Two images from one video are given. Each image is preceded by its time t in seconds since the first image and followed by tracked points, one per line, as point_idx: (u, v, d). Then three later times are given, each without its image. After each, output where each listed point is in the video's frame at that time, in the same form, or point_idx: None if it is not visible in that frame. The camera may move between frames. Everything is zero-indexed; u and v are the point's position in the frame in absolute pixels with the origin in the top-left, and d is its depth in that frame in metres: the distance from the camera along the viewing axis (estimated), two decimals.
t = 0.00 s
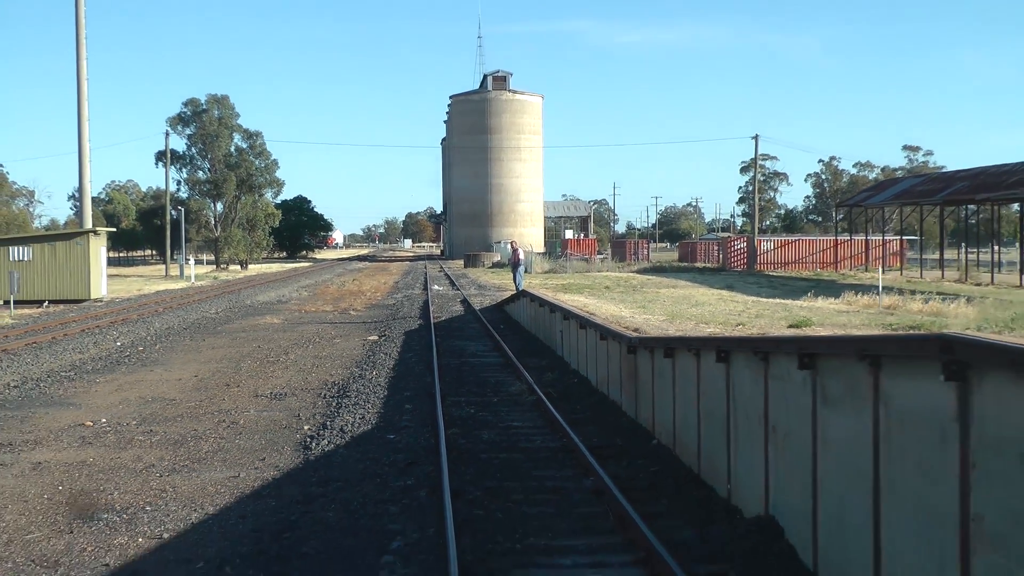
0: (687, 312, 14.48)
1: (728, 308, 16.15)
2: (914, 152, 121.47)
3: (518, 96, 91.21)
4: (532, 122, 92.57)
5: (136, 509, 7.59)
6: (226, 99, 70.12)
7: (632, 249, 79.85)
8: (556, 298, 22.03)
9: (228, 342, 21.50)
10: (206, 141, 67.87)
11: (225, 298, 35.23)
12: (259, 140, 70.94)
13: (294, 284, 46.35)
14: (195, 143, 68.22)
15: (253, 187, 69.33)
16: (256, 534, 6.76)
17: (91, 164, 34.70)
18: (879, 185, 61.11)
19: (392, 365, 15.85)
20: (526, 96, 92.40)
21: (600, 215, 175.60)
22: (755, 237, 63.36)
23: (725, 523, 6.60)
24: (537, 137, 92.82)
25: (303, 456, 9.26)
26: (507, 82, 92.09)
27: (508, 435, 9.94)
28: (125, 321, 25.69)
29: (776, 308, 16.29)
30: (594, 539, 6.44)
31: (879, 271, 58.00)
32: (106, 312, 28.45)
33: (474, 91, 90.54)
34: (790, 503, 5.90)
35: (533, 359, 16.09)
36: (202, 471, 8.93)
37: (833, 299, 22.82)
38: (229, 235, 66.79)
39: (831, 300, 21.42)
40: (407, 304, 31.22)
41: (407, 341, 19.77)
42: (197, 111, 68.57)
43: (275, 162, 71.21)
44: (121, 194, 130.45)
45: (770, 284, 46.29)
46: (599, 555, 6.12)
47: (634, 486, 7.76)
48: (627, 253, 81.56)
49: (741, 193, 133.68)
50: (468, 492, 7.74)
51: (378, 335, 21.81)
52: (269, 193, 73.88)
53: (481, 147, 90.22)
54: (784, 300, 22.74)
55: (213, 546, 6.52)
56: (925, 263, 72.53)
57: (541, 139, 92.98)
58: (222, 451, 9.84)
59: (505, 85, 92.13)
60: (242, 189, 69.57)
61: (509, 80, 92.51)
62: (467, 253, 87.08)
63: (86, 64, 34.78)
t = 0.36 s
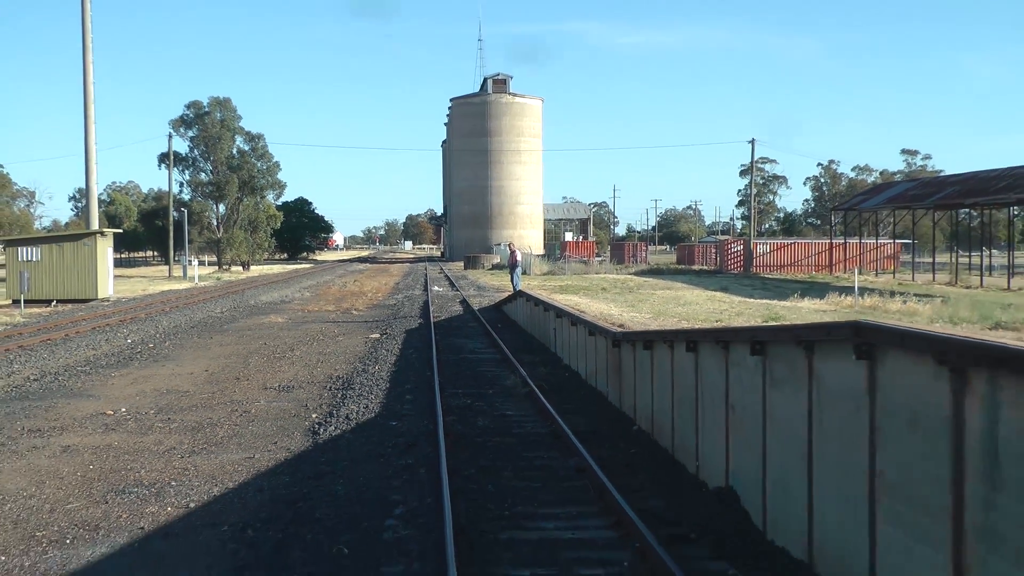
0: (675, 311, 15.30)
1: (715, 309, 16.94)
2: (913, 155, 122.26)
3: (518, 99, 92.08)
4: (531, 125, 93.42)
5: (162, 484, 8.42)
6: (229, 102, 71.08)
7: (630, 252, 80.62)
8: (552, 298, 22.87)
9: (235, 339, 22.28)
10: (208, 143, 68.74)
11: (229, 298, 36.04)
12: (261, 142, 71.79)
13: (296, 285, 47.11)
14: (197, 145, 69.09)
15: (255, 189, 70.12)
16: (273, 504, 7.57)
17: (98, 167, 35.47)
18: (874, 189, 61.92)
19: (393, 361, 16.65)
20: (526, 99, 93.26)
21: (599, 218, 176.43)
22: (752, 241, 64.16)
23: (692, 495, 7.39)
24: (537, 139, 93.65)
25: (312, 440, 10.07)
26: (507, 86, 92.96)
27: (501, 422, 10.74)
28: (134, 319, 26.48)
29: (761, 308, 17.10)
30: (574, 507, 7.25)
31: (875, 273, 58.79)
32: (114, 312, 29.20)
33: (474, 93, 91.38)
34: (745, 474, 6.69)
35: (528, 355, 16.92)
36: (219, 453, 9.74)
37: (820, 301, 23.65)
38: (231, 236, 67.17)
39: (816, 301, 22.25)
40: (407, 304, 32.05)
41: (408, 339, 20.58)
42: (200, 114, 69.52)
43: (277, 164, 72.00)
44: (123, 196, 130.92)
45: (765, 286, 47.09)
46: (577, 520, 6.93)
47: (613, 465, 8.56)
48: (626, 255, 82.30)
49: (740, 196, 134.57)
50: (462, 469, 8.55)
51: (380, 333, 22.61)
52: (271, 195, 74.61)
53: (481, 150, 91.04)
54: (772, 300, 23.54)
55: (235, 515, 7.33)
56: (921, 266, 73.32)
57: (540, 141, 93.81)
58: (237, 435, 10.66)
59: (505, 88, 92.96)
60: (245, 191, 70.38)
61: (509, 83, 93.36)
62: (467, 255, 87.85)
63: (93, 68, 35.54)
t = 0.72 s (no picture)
0: (661, 306, 16.15)
1: (701, 304, 17.77)
2: (909, 153, 123.12)
3: (515, 99, 92.83)
4: (529, 124, 94.18)
5: (184, 462, 9.25)
6: (229, 104, 71.92)
7: (627, 250, 81.49)
8: (547, 295, 23.69)
9: (241, 336, 23.07)
10: (209, 144, 69.54)
11: (232, 297, 36.81)
12: (261, 144, 72.54)
13: (296, 284, 47.82)
14: (198, 147, 69.88)
15: (255, 189, 70.89)
16: (286, 478, 8.39)
17: (102, 170, 36.22)
18: (867, 187, 62.76)
19: (393, 354, 17.48)
20: (523, 99, 94.02)
21: (598, 216, 177.24)
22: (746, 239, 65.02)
23: (665, 468, 8.20)
24: (534, 139, 94.40)
25: (319, 425, 10.88)
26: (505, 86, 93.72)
27: (494, 407, 11.56)
28: (141, 318, 27.25)
29: (745, 303, 17.93)
30: (558, 478, 8.07)
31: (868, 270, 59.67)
32: (121, 311, 29.97)
33: (472, 94, 92.12)
34: (709, 446, 7.49)
35: (522, 348, 17.74)
36: (234, 436, 10.56)
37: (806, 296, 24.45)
38: (232, 236, 67.48)
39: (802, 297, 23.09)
40: (406, 302, 32.84)
41: (407, 334, 21.39)
42: (201, 116, 70.36)
43: (277, 165, 72.76)
44: (122, 197, 131.43)
45: (758, 283, 47.88)
46: (560, 489, 7.75)
47: (596, 443, 9.37)
48: (623, 254, 83.14)
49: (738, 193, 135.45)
50: (457, 448, 9.36)
51: (380, 329, 23.43)
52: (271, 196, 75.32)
53: (478, 150, 91.80)
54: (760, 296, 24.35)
55: (253, 487, 8.15)
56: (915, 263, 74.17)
57: (537, 141, 94.56)
58: (249, 420, 11.48)
59: (503, 88, 93.71)
60: (245, 192, 71.14)
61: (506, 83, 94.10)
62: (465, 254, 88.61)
63: (97, 73, 36.29)
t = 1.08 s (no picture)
0: (648, 301, 17.00)
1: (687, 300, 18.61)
2: (904, 152, 124.13)
3: (513, 98, 93.58)
4: (526, 123, 94.94)
5: (201, 441, 10.07)
6: (229, 103, 72.73)
7: (623, 248, 82.32)
8: (540, 291, 24.54)
9: (245, 329, 23.88)
10: (209, 142, 70.30)
11: (234, 293, 37.59)
12: (261, 142, 73.29)
13: (296, 281, 48.58)
14: (199, 144, 70.64)
15: (255, 187, 71.65)
16: (297, 454, 9.25)
17: (108, 168, 36.94)
18: (859, 186, 63.63)
19: (392, 346, 18.32)
20: (520, 98, 94.77)
21: (595, 214, 178.13)
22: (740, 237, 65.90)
23: (640, 444, 9.06)
24: (531, 138, 95.18)
25: (324, 409, 11.72)
26: (502, 85, 94.47)
27: (487, 394, 12.41)
28: (147, 312, 28.05)
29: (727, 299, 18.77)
30: (542, 454, 8.93)
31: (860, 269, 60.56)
32: (126, 306, 30.73)
33: (470, 93, 92.85)
34: (676, 424, 8.38)
35: (515, 341, 18.59)
36: (246, 418, 11.39)
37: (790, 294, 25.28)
38: (232, 233, 68.04)
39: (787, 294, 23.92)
40: (405, 298, 33.65)
41: (405, 328, 22.21)
42: (201, 114, 71.13)
43: (276, 163, 73.52)
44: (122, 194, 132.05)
45: (751, 281, 48.72)
46: (544, 462, 8.61)
47: (579, 424, 10.23)
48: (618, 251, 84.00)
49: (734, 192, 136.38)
50: (452, 428, 10.22)
51: (379, 324, 24.24)
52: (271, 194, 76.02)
53: (476, 148, 92.57)
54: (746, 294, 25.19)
55: (267, 461, 9.00)
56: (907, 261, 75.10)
57: (534, 140, 95.33)
58: (258, 405, 12.31)
59: (500, 87, 94.45)
60: (245, 189, 71.87)
61: (503, 82, 94.83)
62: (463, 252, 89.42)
63: (102, 73, 37.01)
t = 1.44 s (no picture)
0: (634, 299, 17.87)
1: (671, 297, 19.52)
2: (899, 153, 125.31)
3: (509, 99, 94.45)
4: (522, 124, 95.84)
5: (216, 425, 10.94)
6: (229, 104, 73.56)
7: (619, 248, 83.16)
8: (533, 290, 25.44)
9: (249, 326, 24.75)
10: (209, 143, 71.13)
11: (236, 292, 38.38)
12: (260, 143, 74.07)
13: (296, 280, 49.39)
14: (199, 145, 71.46)
15: (254, 187, 72.48)
16: (305, 435, 10.13)
17: (112, 169, 37.72)
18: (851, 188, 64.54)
19: (389, 342, 19.21)
20: (517, 99, 95.66)
21: (592, 215, 179.23)
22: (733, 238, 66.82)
23: (618, 426, 9.95)
24: (528, 139, 96.05)
25: (328, 396, 12.61)
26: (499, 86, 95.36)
27: (480, 384, 13.30)
28: (153, 310, 28.87)
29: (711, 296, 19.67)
30: (528, 435, 9.82)
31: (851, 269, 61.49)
32: (131, 303, 31.52)
33: (467, 94, 93.69)
34: (651, 406, 9.26)
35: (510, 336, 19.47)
36: (256, 405, 12.28)
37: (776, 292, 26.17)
38: (231, 233, 68.72)
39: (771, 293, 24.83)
40: (402, 297, 34.49)
41: (403, 325, 23.09)
42: (201, 115, 71.98)
43: (276, 164, 74.28)
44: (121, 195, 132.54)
45: (743, 280, 49.62)
46: (530, 441, 9.51)
47: (564, 409, 11.13)
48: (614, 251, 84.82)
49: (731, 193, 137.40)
50: (446, 414, 11.10)
51: (377, 321, 25.11)
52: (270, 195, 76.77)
53: (473, 149, 93.42)
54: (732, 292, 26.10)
55: (277, 441, 9.89)
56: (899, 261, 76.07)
57: (531, 141, 96.21)
58: (266, 393, 13.19)
59: (497, 88, 95.35)
60: (244, 190, 72.63)
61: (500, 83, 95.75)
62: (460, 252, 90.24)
63: (106, 76, 37.80)
